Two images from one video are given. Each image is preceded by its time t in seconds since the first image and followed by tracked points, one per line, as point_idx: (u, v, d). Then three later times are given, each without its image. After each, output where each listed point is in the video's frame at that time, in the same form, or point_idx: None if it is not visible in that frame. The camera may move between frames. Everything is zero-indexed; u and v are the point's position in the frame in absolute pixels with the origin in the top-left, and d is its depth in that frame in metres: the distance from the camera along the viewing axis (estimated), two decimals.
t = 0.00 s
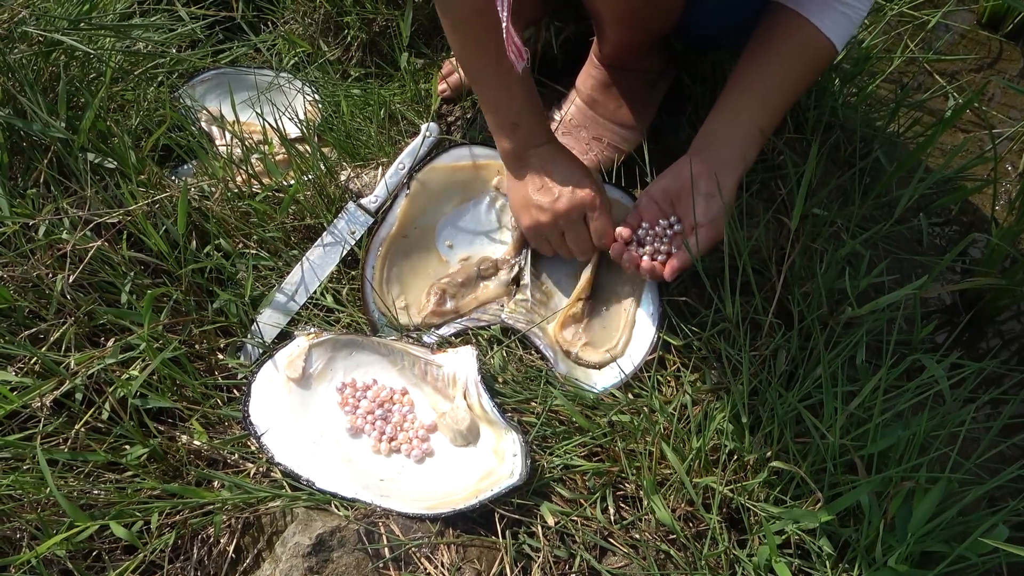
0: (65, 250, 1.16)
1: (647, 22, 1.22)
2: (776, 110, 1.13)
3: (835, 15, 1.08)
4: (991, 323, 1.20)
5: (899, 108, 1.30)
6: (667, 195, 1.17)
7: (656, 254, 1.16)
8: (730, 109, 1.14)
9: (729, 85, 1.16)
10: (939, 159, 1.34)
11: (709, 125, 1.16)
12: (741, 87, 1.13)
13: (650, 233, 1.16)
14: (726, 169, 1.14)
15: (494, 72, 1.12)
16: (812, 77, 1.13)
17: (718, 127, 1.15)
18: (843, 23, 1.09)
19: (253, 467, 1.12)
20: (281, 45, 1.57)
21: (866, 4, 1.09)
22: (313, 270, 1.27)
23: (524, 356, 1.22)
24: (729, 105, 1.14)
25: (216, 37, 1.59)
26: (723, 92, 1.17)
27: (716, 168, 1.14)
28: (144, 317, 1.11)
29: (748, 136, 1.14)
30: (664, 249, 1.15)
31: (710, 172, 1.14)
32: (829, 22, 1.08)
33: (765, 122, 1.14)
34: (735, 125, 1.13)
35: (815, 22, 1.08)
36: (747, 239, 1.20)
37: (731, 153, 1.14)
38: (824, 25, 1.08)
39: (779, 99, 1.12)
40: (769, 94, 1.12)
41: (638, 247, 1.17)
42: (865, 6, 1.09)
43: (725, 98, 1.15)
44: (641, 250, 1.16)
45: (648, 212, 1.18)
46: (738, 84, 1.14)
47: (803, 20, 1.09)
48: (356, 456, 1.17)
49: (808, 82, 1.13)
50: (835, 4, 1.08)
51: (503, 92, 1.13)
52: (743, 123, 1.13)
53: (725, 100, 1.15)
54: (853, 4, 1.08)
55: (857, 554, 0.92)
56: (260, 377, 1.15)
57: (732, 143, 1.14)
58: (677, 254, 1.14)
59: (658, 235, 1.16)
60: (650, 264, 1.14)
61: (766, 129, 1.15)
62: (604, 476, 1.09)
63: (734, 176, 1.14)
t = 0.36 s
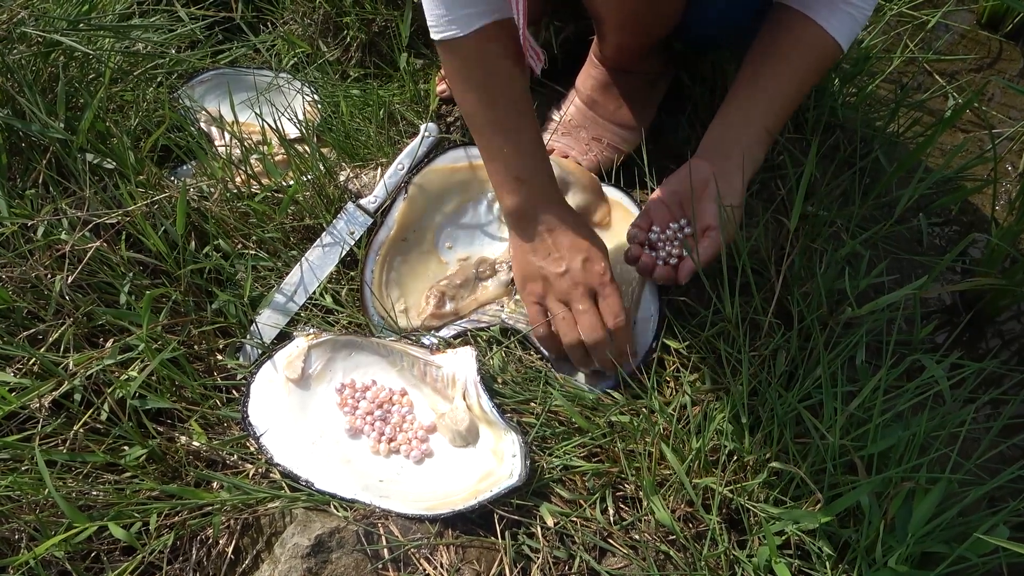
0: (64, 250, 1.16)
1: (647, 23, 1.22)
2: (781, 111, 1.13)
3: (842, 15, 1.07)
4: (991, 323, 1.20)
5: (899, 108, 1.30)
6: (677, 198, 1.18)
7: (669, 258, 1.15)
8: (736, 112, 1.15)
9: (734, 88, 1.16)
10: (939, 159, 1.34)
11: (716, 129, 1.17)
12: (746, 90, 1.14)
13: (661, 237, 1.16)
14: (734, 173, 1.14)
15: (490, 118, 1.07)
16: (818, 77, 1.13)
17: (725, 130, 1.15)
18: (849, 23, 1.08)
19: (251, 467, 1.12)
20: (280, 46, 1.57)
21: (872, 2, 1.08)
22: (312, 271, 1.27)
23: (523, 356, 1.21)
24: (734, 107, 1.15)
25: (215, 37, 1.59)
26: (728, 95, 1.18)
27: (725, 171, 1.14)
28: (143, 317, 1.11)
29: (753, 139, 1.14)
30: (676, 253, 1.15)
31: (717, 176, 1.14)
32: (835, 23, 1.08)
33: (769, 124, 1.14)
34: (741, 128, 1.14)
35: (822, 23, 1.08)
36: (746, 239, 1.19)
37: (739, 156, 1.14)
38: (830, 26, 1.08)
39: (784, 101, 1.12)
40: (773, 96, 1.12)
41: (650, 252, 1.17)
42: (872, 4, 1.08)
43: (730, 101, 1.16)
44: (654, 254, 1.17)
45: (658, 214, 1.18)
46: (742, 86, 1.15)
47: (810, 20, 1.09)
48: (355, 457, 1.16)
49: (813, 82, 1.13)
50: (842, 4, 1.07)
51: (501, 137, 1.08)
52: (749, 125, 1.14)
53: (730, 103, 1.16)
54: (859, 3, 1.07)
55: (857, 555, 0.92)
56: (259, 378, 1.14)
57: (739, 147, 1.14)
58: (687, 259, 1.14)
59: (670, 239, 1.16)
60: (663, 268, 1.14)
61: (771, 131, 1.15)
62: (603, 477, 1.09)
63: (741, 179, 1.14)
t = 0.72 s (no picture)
0: (64, 251, 1.16)
1: (648, 26, 1.22)
2: (780, 113, 1.14)
3: (838, 16, 1.08)
4: (991, 324, 1.20)
5: (900, 108, 1.30)
6: (676, 203, 1.20)
7: (671, 262, 1.18)
8: (735, 115, 1.16)
9: (734, 91, 1.17)
10: (939, 159, 1.34)
11: (715, 132, 1.17)
12: (746, 92, 1.15)
13: (662, 241, 1.18)
14: (733, 176, 1.15)
15: (485, 121, 1.09)
16: (816, 79, 1.13)
17: (725, 133, 1.16)
18: (846, 25, 1.08)
19: (251, 468, 1.12)
20: (281, 47, 1.57)
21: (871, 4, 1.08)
22: (312, 272, 1.27)
23: (524, 356, 1.21)
24: (734, 110, 1.16)
25: (215, 38, 1.59)
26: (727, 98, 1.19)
27: (723, 175, 1.16)
28: (143, 318, 1.11)
29: (752, 142, 1.15)
30: (677, 257, 1.17)
31: (716, 180, 1.15)
32: (831, 25, 1.08)
33: (769, 126, 1.15)
34: (741, 131, 1.15)
35: (817, 24, 1.09)
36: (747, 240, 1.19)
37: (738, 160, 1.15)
38: (826, 28, 1.08)
39: (783, 103, 1.13)
40: (772, 100, 1.13)
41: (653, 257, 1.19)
42: (870, 6, 1.08)
43: (731, 104, 1.17)
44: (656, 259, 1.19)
45: (659, 220, 1.21)
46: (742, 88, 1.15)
47: (806, 22, 1.09)
48: (355, 458, 1.16)
49: (811, 84, 1.13)
50: (837, 5, 1.07)
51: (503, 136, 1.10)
52: (748, 129, 1.15)
53: (729, 106, 1.17)
54: (856, 5, 1.07)
55: (857, 555, 0.92)
56: (259, 379, 1.14)
57: (738, 150, 1.15)
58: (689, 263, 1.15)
59: (671, 243, 1.18)
60: (666, 273, 1.16)
61: (771, 134, 1.16)
62: (604, 477, 1.09)
63: (741, 182, 1.15)
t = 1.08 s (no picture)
0: (64, 251, 1.16)
1: (647, 26, 1.23)
2: (777, 115, 1.15)
3: (831, 19, 1.09)
4: (992, 324, 1.20)
5: (900, 109, 1.30)
6: (674, 207, 1.20)
7: (668, 265, 1.19)
8: (733, 116, 1.16)
9: (731, 93, 1.18)
10: (939, 160, 1.34)
11: (712, 134, 1.18)
12: (743, 94, 1.15)
13: (659, 245, 1.20)
14: (729, 178, 1.16)
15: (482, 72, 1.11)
16: (813, 82, 1.14)
17: (722, 135, 1.17)
18: (839, 28, 1.09)
19: (252, 468, 1.12)
20: (281, 47, 1.57)
21: (863, 7, 1.09)
22: (312, 272, 1.27)
23: (524, 356, 1.21)
24: (731, 112, 1.16)
25: (215, 38, 1.59)
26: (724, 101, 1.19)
27: (719, 177, 1.16)
28: (144, 318, 1.11)
29: (749, 144, 1.16)
30: (674, 260, 1.19)
31: (713, 183, 1.16)
32: (824, 28, 1.09)
33: (765, 129, 1.15)
34: (738, 133, 1.16)
35: (811, 27, 1.10)
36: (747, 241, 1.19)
37: (735, 163, 1.16)
38: (820, 31, 1.09)
39: (779, 104, 1.14)
40: (769, 101, 1.14)
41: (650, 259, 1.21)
42: (863, 7, 1.09)
43: (728, 106, 1.17)
44: (653, 262, 1.21)
45: (656, 223, 1.22)
46: (739, 90, 1.16)
47: (800, 25, 1.11)
48: (355, 459, 1.16)
49: (808, 86, 1.14)
50: (830, 8, 1.09)
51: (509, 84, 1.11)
52: (745, 130, 1.15)
53: (726, 107, 1.17)
54: (849, 8, 1.08)
55: (858, 556, 0.92)
56: (259, 379, 1.14)
57: (734, 152, 1.16)
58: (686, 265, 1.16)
59: (668, 246, 1.20)
60: (662, 276, 1.18)
61: (768, 136, 1.16)
62: (604, 478, 1.08)
63: (737, 186, 1.16)
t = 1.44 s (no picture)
0: (65, 251, 1.16)
1: (646, 26, 1.23)
2: (775, 115, 1.15)
3: (827, 20, 1.10)
4: (992, 325, 1.20)
5: (900, 109, 1.30)
6: (672, 210, 1.20)
7: (666, 267, 1.18)
8: (730, 117, 1.16)
9: (728, 95, 1.18)
10: (940, 160, 1.34)
11: (710, 134, 1.18)
12: (741, 94, 1.15)
13: (656, 247, 1.19)
14: (727, 179, 1.16)
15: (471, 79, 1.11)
16: (811, 82, 1.14)
17: (719, 137, 1.17)
18: (834, 29, 1.10)
19: (252, 468, 1.12)
20: (281, 47, 1.57)
21: (857, 9, 1.11)
22: (313, 272, 1.27)
23: (525, 356, 1.21)
24: (728, 114, 1.16)
25: (216, 38, 1.59)
26: (721, 102, 1.20)
27: (717, 177, 1.16)
28: (145, 318, 1.11)
29: (747, 144, 1.16)
30: (673, 262, 1.18)
31: (712, 184, 1.16)
32: (820, 29, 1.10)
33: (764, 130, 1.16)
34: (736, 134, 1.16)
35: (807, 29, 1.10)
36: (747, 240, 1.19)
37: (733, 164, 1.17)
38: (816, 32, 1.10)
39: (777, 105, 1.14)
40: (767, 101, 1.14)
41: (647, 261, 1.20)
42: (857, 9, 1.11)
43: (725, 107, 1.17)
44: (651, 263, 1.19)
45: (654, 225, 1.22)
46: (736, 91, 1.16)
47: (795, 27, 1.11)
48: (355, 459, 1.16)
49: (806, 85, 1.14)
50: (826, 10, 1.10)
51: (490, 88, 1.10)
52: (744, 131, 1.15)
53: (724, 108, 1.18)
54: (843, 9, 1.10)
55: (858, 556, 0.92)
56: (259, 379, 1.14)
57: (731, 153, 1.16)
58: (684, 266, 1.15)
59: (665, 248, 1.19)
60: (660, 276, 1.17)
61: (767, 136, 1.17)
62: (605, 478, 1.08)
63: (736, 187, 1.16)
